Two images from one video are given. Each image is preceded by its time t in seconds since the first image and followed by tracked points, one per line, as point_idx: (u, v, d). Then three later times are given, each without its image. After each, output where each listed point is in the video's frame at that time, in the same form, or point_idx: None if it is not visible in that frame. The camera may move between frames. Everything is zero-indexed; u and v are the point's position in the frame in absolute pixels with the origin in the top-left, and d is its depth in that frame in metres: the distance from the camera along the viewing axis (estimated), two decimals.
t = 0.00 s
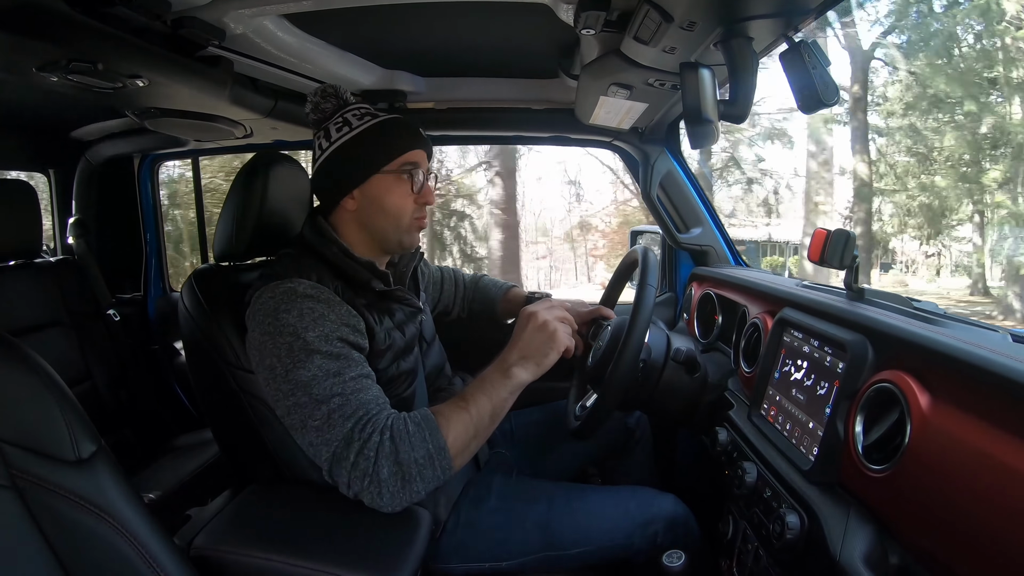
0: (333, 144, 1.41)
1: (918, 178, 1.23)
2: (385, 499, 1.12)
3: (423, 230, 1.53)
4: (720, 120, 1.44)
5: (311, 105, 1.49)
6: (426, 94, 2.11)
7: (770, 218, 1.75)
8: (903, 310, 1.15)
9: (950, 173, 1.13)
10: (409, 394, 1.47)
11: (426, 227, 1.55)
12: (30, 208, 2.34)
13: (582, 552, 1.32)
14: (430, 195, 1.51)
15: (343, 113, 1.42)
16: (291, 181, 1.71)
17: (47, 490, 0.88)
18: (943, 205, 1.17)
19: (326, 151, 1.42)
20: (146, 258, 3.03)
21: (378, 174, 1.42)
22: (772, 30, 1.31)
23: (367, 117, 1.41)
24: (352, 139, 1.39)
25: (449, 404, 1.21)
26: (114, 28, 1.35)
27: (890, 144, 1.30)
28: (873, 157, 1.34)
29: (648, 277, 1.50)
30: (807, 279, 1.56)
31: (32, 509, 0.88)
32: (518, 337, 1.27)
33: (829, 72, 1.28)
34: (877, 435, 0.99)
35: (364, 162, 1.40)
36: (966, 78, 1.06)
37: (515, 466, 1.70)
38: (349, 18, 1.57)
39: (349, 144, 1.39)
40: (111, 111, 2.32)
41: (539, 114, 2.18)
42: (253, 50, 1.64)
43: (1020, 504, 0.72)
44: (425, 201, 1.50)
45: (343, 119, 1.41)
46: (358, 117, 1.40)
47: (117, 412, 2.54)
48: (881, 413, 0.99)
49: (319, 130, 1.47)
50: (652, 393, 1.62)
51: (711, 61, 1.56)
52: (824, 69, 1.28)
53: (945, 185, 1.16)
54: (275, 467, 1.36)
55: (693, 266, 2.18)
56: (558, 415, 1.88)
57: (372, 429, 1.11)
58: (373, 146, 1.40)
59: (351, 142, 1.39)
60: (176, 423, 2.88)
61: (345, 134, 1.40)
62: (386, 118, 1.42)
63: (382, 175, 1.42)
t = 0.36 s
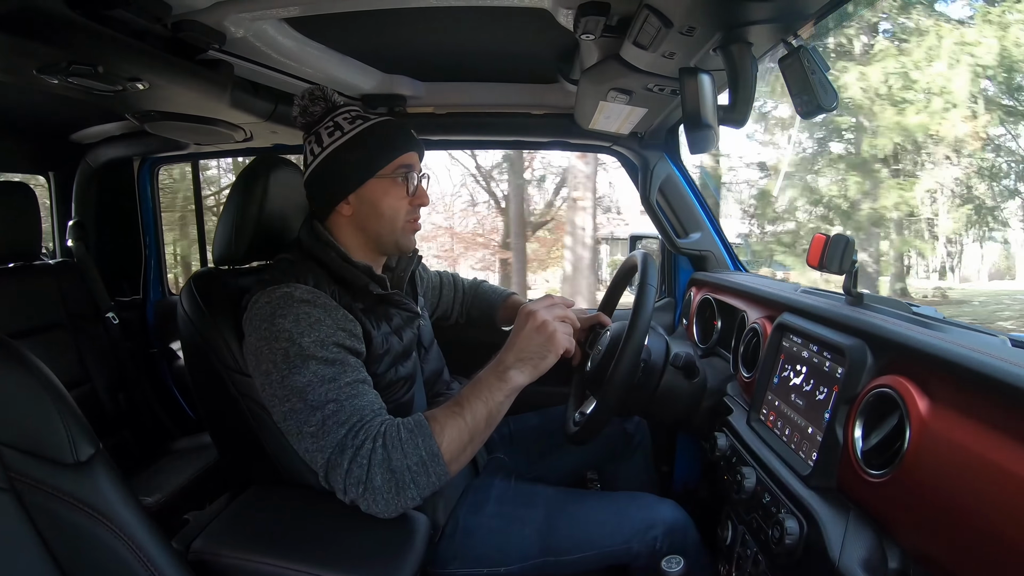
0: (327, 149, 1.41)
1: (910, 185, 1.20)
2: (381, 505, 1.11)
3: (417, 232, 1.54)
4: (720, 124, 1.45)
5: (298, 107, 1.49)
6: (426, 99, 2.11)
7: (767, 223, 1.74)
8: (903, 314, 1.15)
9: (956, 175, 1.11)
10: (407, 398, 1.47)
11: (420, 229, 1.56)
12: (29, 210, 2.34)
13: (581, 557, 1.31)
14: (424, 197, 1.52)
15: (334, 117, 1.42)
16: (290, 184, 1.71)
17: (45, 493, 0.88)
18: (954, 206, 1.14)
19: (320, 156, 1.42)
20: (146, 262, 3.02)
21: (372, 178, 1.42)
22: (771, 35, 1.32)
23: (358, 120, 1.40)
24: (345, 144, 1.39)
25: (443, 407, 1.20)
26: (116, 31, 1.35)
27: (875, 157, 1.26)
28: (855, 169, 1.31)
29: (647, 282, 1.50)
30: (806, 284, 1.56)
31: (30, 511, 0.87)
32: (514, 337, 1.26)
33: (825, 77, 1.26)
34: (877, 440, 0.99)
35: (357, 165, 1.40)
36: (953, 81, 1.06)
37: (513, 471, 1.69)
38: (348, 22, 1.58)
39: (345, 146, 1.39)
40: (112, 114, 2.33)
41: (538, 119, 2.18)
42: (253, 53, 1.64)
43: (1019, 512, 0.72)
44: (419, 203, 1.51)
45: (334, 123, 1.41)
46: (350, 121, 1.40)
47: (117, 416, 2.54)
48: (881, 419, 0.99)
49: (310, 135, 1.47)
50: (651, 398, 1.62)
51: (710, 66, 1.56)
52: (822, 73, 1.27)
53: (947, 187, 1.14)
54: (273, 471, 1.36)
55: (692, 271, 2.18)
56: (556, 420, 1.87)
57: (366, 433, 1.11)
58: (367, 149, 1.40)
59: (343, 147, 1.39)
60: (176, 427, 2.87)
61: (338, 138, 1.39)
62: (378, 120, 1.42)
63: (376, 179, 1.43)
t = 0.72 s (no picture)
0: (330, 152, 1.41)
1: (955, 177, 1.18)
2: (380, 508, 1.11)
3: (418, 236, 1.54)
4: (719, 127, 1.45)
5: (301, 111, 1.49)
6: (424, 102, 2.12)
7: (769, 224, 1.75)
8: (901, 315, 1.15)
9: (998, 169, 1.10)
10: (406, 399, 1.46)
11: (422, 233, 1.56)
12: (28, 213, 2.34)
13: (582, 560, 1.30)
14: (426, 201, 1.52)
15: (339, 120, 1.43)
16: (289, 188, 1.71)
17: (44, 496, 0.87)
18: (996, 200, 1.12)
19: (324, 159, 1.42)
20: (145, 265, 3.03)
21: (376, 182, 1.42)
22: (768, 37, 1.32)
23: (363, 124, 1.41)
24: (350, 148, 1.40)
25: (441, 411, 1.20)
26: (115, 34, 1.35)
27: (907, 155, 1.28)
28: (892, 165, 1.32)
29: (646, 284, 1.50)
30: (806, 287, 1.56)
31: (29, 515, 0.87)
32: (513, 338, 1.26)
33: (825, 79, 1.26)
34: (877, 441, 0.99)
35: (359, 169, 1.40)
36: (993, 76, 1.06)
37: (513, 473, 1.69)
38: (347, 26, 1.58)
39: (348, 151, 1.39)
40: (111, 118, 2.33)
41: (537, 121, 2.19)
42: (253, 57, 1.65)
43: (1019, 514, 0.72)
44: (422, 208, 1.52)
45: (339, 127, 1.42)
46: (357, 125, 1.41)
47: (116, 419, 2.54)
48: (881, 420, 0.99)
49: (314, 137, 1.48)
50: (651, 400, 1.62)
51: (708, 69, 1.57)
52: (821, 75, 1.26)
53: (990, 178, 1.12)
54: (272, 474, 1.35)
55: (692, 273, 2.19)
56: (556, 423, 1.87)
57: (365, 437, 1.10)
58: (371, 154, 1.40)
59: (348, 151, 1.40)
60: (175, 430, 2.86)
61: (343, 142, 1.40)
62: (383, 126, 1.43)
63: (380, 183, 1.43)
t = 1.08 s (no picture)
0: (332, 148, 1.41)
1: (945, 187, 1.16)
2: (383, 505, 1.11)
3: (420, 235, 1.54)
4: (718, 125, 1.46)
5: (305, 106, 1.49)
6: (424, 99, 2.11)
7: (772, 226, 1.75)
8: (902, 313, 1.15)
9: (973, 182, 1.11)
10: (406, 399, 1.47)
11: (423, 232, 1.56)
12: (29, 210, 2.34)
13: (579, 554, 1.31)
14: (427, 200, 1.52)
15: (342, 118, 1.42)
16: (290, 185, 1.71)
17: (44, 494, 0.87)
18: (1006, 196, 1.06)
19: (326, 155, 1.42)
20: (144, 263, 3.02)
21: (377, 180, 1.42)
22: (769, 34, 1.32)
23: (365, 121, 1.40)
24: (351, 144, 1.39)
25: (445, 408, 1.20)
26: (115, 31, 1.34)
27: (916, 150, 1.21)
28: (894, 164, 1.27)
29: (647, 281, 1.50)
30: (807, 283, 1.56)
31: (29, 513, 0.86)
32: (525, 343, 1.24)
33: (825, 77, 1.26)
34: (877, 438, 0.99)
35: (359, 166, 1.39)
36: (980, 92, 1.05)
37: (513, 470, 1.70)
38: (347, 22, 1.57)
39: (350, 147, 1.39)
40: (110, 115, 2.32)
41: (536, 118, 2.18)
42: (253, 54, 1.64)
43: (1018, 510, 0.72)
44: (424, 206, 1.51)
45: (341, 123, 1.41)
46: (359, 122, 1.40)
47: (116, 417, 2.55)
48: (881, 417, 0.99)
49: (317, 134, 1.47)
50: (650, 397, 1.62)
51: (708, 66, 1.56)
52: (820, 71, 1.26)
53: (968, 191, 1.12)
54: (273, 472, 1.36)
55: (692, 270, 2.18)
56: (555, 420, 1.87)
57: (365, 435, 1.11)
58: (371, 150, 1.40)
59: (349, 147, 1.39)
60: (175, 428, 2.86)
61: (345, 138, 1.40)
62: (385, 122, 1.42)
63: (382, 180, 1.43)
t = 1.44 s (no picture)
0: (335, 148, 1.40)
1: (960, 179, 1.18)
2: (385, 508, 1.10)
3: (419, 236, 1.55)
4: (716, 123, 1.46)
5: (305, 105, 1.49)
6: (422, 98, 2.11)
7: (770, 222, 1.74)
8: (901, 309, 1.15)
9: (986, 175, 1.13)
10: (406, 400, 1.47)
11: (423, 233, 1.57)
12: (29, 213, 2.34)
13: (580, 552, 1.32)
14: (428, 202, 1.53)
15: (344, 117, 1.42)
16: (288, 185, 1.71)
17: (45, 497, 0.87)
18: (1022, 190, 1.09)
19: (329, 155, 1.41)
20: (144, 264, 3.02)
21: (378, 181, 1.42)
22: (767, 31, 1.32)
23: (367, 121, 1.40)
24: (353, 144, 1.39)
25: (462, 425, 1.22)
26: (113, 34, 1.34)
27: (958, 136, 1.16)
28: (907, 160, 1.28)
29: (646, 280, 1.50)
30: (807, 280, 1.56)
31: (30, 516, 0.86)
32: (557, 386, 1.27)
33: (824, 73, 1.26)
34: (877, 435, 0.99)
35: (359, 167, 1.39)
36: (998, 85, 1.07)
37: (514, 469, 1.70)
38: (345, 22, 1.57)
39: (353, 148, 1.39)
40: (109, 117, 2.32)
41: (535, 117, 2.18)
42: (250, 55, 1.64)
43: (1017, 503, 0.72)
44: (424, 208, 1.52)
45: (343, 123, 1.41)
46: (360, 121, 1.40)
47: (117, 420, 2.55)
48: (881, 413, 0.99)
49: (319, 133, 1.47)
50: (650, 395, 1.62)
51: (706, 63, 1.56)
52: (819, 68, 1.26)
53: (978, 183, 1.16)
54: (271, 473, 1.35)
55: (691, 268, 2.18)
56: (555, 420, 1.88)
57: (369, 437, 1.11)
58: (372, 150, 1.39)
59: (351, 147, 1.39)
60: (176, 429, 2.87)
61: (347, 138, 1.39)
62: (386, 123, 1.42)
63: (383, 181, 1.43)
